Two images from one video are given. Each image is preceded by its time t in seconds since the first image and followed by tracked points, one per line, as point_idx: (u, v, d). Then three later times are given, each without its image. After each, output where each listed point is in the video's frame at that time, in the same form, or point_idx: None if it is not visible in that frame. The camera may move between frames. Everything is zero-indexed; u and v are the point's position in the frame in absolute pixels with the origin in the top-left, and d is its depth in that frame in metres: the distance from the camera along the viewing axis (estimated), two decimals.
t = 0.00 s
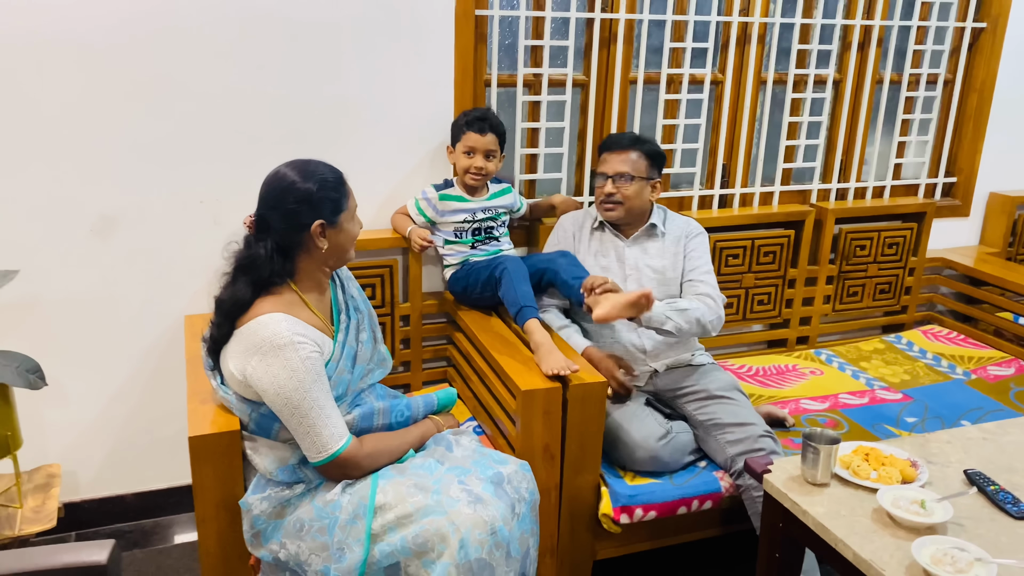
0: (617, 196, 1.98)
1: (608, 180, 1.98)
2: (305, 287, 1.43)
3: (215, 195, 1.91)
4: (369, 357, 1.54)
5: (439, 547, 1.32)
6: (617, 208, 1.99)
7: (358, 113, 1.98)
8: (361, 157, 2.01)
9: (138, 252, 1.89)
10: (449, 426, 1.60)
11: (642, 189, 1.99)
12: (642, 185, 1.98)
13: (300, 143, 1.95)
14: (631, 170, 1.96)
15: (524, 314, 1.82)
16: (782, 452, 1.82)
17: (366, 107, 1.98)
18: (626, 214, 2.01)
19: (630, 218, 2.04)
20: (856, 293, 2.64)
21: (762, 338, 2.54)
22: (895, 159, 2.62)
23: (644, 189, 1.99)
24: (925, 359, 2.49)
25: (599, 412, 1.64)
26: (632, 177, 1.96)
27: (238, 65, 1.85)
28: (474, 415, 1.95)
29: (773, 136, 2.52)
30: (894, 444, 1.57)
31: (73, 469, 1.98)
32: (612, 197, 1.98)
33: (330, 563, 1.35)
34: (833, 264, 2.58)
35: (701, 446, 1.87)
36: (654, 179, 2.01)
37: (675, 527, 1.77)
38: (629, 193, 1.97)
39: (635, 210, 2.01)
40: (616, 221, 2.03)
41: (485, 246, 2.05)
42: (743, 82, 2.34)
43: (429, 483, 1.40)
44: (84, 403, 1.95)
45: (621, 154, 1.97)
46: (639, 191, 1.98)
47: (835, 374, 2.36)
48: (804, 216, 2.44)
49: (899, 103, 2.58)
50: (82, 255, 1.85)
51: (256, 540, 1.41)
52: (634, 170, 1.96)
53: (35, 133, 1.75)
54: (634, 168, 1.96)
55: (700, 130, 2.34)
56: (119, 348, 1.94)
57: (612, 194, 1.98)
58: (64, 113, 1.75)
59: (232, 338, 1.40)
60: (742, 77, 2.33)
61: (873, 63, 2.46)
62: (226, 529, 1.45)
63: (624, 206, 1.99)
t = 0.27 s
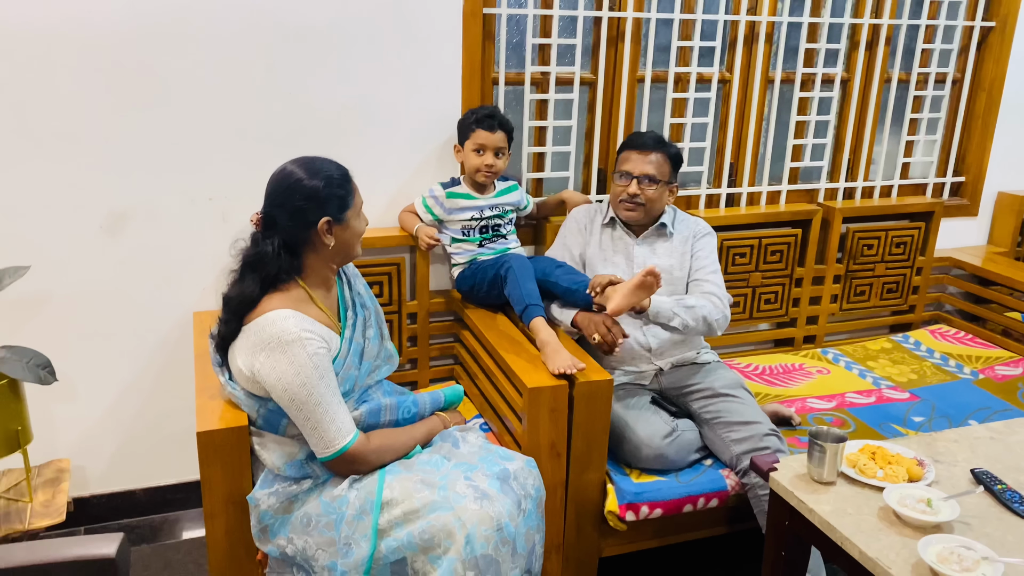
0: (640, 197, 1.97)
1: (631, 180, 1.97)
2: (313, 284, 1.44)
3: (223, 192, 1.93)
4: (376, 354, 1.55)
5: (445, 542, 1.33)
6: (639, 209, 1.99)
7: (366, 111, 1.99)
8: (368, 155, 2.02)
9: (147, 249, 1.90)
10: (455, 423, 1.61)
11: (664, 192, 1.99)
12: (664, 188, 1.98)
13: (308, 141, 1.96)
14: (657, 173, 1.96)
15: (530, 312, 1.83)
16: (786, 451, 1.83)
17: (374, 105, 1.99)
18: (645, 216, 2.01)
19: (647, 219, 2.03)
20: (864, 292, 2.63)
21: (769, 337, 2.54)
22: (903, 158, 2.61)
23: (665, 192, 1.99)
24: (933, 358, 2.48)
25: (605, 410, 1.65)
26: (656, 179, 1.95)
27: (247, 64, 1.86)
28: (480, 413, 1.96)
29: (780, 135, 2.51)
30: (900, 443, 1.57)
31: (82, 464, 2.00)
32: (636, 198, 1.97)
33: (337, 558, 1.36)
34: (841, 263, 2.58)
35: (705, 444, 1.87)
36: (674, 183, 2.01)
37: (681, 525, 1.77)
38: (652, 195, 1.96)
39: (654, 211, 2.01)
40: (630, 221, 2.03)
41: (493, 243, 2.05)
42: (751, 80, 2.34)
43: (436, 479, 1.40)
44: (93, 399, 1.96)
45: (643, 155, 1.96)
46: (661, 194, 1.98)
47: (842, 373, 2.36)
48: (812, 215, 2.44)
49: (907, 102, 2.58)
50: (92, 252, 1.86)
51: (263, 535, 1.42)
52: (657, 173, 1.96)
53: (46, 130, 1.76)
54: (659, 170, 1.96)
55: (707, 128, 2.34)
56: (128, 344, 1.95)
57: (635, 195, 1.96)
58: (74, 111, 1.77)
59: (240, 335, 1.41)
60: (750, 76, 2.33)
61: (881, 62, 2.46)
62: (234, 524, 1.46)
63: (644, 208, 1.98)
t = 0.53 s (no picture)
0: (653, 197, 1.97)
1: (643, 181, 1.96)
2: (318, 284, 1.44)
3: (230, 191, 1.93)
4: (381, 354, 1.55)
5: (451, 543, 1.32)
6: (651, 209, 1.99)
7: (372, 110, 1.99)
8: (374, 155, 2.02)
9: (153, 248, 1.90)
10: (461, 423, 1.61)
11: (675, 191, 1.99)
12: (675, 187, 1.98)
13: (314, 141, 1.96)
14: (669, 173, 1.96)
15: (534, 313, 1.82)
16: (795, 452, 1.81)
17: (380, 104, 1.99)
18: (657, 215, 2.01)
19: (658, 218, 2.03)
20: (871, 293, 2.62)
21: (776, 338, 2.53)
22: (911, 159, 2.60)
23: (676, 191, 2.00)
24: (941, 360, 2.47)
25: (611, 411, 1.64)
26: (668, 179, 1.95)
27: (254, 63, 1.86)
28: (486, 413, 1.96)
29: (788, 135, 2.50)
30: (908, 445, 1.56)
31: (88, 462, 2.00)
32: (648, 198, 1.97)
33: (342, 558, 1.36)
34: (848, 264, 2.57)
35: (713, 445, 1.86)
36: (684, 181, 2.02)
37: (687, 526, 1.77)
38: (665, 194, 1.97)
39: (665, 210, 2.02)
40: (643, 221, 2.03)
41: (497, 243, 2.05)
42: (758, 80, 2.33)
43: (441, 479, 1.40)
44: (99, 397, 1.97)
45: (654, 155, 1.95)
46: (673, 193, 1.98)
47: (849, 374, 2.35)
48: (819, 215, 2.43)
49: (916, 102, 2.56)
50: (98, 250, 1.87)
51: (268, 535, 1.42)
52: (669, 172, 1.95)
53: (53, 129, 1.77)
54: (670, 170, 1.96)
55: (714, 128, 2.33)
56: (134, 343, 1.96)
57: (647, 195, 1.96)
58: (81, 109, 1.77)
59: (246, 334, 1.41)
60: (757, 75, 2.32)
61: (890, 62, 2.44)
62: (239, 524, 1.46)
63: (657, 207, 1.99)
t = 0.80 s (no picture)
0: (657, 192, 1.97)
1: (644, 178, 1.97)
2: (324, 283, 1.44)
3: (236, 189, 1.93)
4: (388, 353, 1.55)
5: (457, 543, 1.32)
6: (657, 205, 1.98)
7: (379, 109, 1.99)
8: (381, 154, 2.02)
9: (160, 246, 1.91)
10: (469, 423, 1.60)
11: (677, 185, 2.00)
12: (676, 180, 1.98)
13: (321, 139, 1.96)
14: (669, 167, 1.96)
15: (541, 313, 1.82)
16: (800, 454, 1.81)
17: (387, 103, 1.99)
18: (663, 211, 2.01)
19: (662, 214, 2.03)
20: (878, 294, 2.61)
21: (782, 338, 2.52)
22: (920, 160, 2.58)
23: (678, 185, 2.00)
24: (949, 361, 2.46)
25: (618, 411, 1.64)
26: (669, 173, 1.96)
27: (261, 61, 1.86)
28: (492, 412, 1.96)
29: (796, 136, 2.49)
30: (916, 447, 1.55)
31: (95, 460, 2.01)
32: (653, 194, 1.96)
33: (348, 557, 1.36)
34: (855, 265, 2.56)
35: (718, 446, 1.85)
36: (684, 174, 2.02)
37: (693, 527, 1.76)
38: (668, 189, 1.97)
39: (669, 206, 2.01)
40: (648, 218, 2.02)
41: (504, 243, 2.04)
42: (766, 80, 2.32)
43: (447, 479, 1.40)
44: (106, 395, 1.97)
45: (651, 151, 1.96)
46: (675, 186, 1.98)
47: (856, 376, 2.34)
48: (827, 216, 2.42)
49: (925, 102, 2.55)
50: (105, 248, 1.87)
51: (274, 534, 1.42)
52: (670, 166, 1.96)
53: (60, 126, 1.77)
54: (670, 164, 1.96)
55: (722, 128, 2.32)
56: (140, 341, 1.96)
57: (651, 191, 1.96)
58: (89, 108, 1.78)
59: (252, 332, 1.41)
60: (765, 76, 2.31)
61: (899, 62, 2.43)
62: (245, 522, 1.46)
63: (662, 202, 1.98)
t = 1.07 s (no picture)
0: (657, 189, 1.97)
1: (642, 176, 1.97)
2: (329, 281, 1.44)
3: (240, 187, 1.93)
4: (391, 351, 1.55)
5: (460, 542, 1.32)
6: (657, 202, 1.98)
7: (383, 107, 1.98)
8: (385, 152, 2.02)
9: (163, 244, 1.91)
10: (473, 422, 1.60)
11: (676, 181, 2.00)
12: (675, 177, 1.98)
13: (325, 138, 1.96)
14: (667, 163, 1.96)
15: (545, 311, 1.81)
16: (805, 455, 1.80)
17: (391, 101, 1.98)
18: (664, 208, 2.00)
19: (663, 211, 2.03)
20: (883, 294, 2.60)
21: (786, 338, 2.51)
22: (924, 159, 2.58)
23: (676, 181, 2.00)
24: (953, 362, 2.45)
25: (622, 410, 1.63)
26: (668, 169, 1.96)
27: (265, 59, 1.86)
28: (496, 411, 1.95)
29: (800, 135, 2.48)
30: (921, 447, 1.55)
31: (98, 457, 2.01)
32: (652, 191, 1.96)
33: (350, 556, 1.35)
34: (860, 265, 2.55)
35: (722, 446, 1.85)
36: (682, 170, 2.02)
37: (696, 527, 1.76)
38: (668, 185, 1.97)
39: (670, 202, 2.01)
40: (650, 217, 2.02)
41: (508, 241, 2.05)
42: (771, 79, 2.31)
43: (451, 478, 1.39)
44: (109, 392, 1.97)
45: (648, 150, 1.96)
46: (675, 182, 1.98)
47: (860, 375, 2.33)
48: (831, 215, 2.41)
49: (930, 102, 2.54)
50: (108, 246, 1.87)
51: (277, 532, 1.42)
52: (668, 163, 1.96)
53: (64, 124, 1.77)
54: (668, 160, 1.96)
55: (726, 127, 2.32)
56: (144, 338, 1.96)
57: (651, 188, 1.96)
58: (92, 105, 1.77)
59: (256, 330, 1.41)
60: (770, 74, 2.31)
61: (904, 61, 2.42)
62: (248, 520, 1.46)
63: (662, 199, 1.98)
